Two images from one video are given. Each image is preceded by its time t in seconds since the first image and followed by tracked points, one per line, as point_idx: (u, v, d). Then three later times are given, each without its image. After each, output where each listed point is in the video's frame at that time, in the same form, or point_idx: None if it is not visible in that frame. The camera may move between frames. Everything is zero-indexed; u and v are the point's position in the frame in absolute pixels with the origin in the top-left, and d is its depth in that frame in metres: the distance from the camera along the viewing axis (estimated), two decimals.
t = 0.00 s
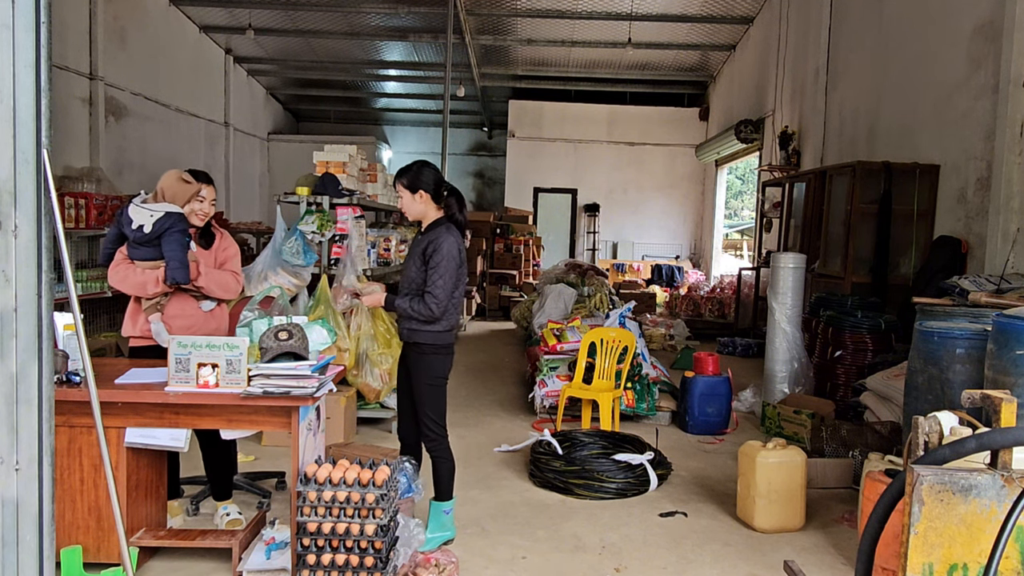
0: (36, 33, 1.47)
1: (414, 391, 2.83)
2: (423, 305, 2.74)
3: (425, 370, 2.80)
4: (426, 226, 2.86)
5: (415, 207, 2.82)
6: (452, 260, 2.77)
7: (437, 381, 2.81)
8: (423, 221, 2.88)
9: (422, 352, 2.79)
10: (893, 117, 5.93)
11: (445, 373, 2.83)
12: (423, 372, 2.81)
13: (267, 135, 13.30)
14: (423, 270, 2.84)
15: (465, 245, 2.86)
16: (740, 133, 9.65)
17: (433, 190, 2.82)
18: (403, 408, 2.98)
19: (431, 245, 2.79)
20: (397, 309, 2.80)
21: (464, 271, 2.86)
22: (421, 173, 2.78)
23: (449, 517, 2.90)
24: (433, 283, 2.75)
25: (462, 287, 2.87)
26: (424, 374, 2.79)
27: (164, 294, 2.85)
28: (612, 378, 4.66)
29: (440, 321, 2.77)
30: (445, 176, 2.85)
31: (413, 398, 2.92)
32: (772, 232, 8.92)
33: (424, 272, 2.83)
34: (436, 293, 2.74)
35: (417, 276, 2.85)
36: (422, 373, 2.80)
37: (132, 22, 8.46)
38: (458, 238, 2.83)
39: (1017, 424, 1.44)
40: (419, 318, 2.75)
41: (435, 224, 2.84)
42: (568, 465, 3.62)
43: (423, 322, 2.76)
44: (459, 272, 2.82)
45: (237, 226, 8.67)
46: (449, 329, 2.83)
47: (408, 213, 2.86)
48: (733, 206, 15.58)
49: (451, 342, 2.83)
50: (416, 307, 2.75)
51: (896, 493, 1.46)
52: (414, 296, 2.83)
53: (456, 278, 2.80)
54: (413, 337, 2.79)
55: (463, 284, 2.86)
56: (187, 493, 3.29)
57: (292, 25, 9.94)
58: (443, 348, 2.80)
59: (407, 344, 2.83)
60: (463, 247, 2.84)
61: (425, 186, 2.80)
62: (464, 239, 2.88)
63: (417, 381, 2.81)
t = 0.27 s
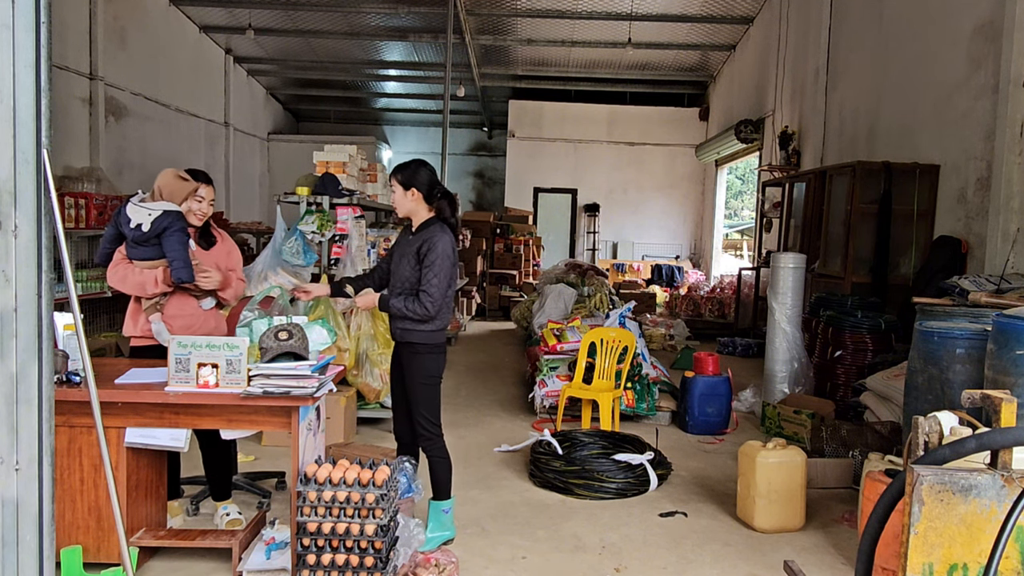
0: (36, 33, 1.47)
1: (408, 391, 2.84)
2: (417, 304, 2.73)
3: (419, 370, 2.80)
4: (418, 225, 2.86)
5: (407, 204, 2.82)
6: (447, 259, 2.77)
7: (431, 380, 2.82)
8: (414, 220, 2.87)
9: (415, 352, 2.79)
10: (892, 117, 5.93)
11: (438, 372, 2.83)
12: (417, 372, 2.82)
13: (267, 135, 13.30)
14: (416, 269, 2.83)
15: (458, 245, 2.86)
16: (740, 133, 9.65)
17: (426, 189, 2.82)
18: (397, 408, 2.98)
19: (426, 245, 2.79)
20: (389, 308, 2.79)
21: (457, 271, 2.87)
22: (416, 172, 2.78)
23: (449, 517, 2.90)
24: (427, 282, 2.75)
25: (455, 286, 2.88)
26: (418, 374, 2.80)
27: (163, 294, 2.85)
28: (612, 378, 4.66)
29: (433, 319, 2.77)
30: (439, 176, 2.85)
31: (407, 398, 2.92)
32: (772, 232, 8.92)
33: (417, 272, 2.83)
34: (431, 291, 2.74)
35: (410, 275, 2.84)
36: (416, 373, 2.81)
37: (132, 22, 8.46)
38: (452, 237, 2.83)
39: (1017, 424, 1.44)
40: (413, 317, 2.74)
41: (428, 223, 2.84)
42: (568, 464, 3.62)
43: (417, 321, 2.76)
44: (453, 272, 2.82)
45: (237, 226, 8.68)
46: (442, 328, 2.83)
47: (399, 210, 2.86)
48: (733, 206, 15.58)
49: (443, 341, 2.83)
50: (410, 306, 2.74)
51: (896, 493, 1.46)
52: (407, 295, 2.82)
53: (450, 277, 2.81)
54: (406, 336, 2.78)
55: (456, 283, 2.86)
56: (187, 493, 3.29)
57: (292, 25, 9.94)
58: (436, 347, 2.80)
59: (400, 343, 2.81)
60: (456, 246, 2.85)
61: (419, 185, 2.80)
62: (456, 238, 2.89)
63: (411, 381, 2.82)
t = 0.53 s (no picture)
0: (36, 33, 1.47)
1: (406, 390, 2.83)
2: (416, 301, 2.73)
3: (417, 369, 2.80)
4: (409, 224, 2.85)
5: (398, 203, 2.81)
6: (445, 256, 2.78)
7: (430, 379, 2.83)
8: (404, 218, 2.86)
9: (412, 351, 2.79)
10: (893, 118, 5.93)
11: (436, 370, 2.84)
12: (415, 371, 2.82)
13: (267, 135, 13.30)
14: (411, 267, 2.83)
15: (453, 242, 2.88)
16: (740, 133, 9.65)
17: (417, 187, 2.82)
18: (393, 408, 2.97)
19: (423, 242, 2.79)
20: (388, 309, 2.76)
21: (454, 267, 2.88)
22: (407, 171, 2.78)
23: (449, 517, 2.90)
24: (426, 279, 2.75)
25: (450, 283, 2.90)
26: (416, 372, 2.80)
27: (170, 294, 2.84)
28: (612, 378, 4.66)
29: (433, 316, 2.78)
30: (428, 174, 2.86)
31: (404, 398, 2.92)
32: (772, 232, 8.92)
33: (412, 269, 2.82)
34: (431, 289, 2.74)
35: (406, 274, 2.83)
36: (414, 372, 2.80)
37: (132, 22, 8.46)
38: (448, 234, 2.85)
39: (1017, 424, 1.44)
40: (413, 315, 2.74)
41: (421, 222, 2.84)
42: (568, 464, 3.62)
43: (416, 319, 2.76)
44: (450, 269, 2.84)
45: (237, 226, 8.67)
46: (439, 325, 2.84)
47: (390, 209, 2.84)
48: (733, 206, 15.58)
49: (439, 339, 2.84)
50: (410, 304, 2.73)
51: (896, 493, 1.46)
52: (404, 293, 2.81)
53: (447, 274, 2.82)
54: (404, 336, 2.78)
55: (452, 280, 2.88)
56: (187, 493, 3.29)
57: (292, 25, 9.94)
58: (433, 344, 2.81)
59: (397, 342, 2.81)
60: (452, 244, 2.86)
61: (410, 183, 2.79)
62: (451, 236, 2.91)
63: (409, 380, 2.81)
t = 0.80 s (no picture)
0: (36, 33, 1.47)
1: (406, 390, 2.83)
2: (415, 300, 2.73)
3: (416, 369, 2.80)
4: (406, 224, 2.85)
5: (395, 203, 2.81)
6: (443, 255, 2.79)
7: (429, 378, 2.83)
8: (401, 218, 2.86)
9: (410, 350, 2.79)
10: (893, 118, 5.93)
11: (435, 369, 2.84)
12: (413, 371, 2.82)
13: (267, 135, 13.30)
14: (409, 266, 2.83)
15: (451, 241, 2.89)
16: (740, 133, 9.65)
17: (414, 187, 2.82)
18: (392, 408, 2.97)
19: (421, 242, 2.79)
20: (387, 309, 2.76)
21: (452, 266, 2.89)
22: (404, 170, 2.78)
23: (449, 516, 2.90)
24: (426, 277, 2.75)
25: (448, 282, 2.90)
26: (415, 372, 2.80)
27: (172, 295, 2.85)
28: (612, 378, 4.66)
29: (432, 314, 2.78)
30: (423, 173, 2.85)
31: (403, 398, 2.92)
32: (772, 232, 8.92)
33: (410, 269, 2.82)
34: (430, 288, 2.74)
35: (404, 274, 2.83)
36: (413, 371, 2.80)
37: (132, 22, 8.46)
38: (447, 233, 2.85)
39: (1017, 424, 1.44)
40: (413, 314, 2.74)
41: (418, 221, 2.84)
42: (568, 464, 3.62)
43: (415, 318, 2.76)
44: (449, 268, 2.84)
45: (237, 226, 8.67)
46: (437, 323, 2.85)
47: (386, 209, 2.84)
48: (733, 206, 15.58)
49: (437, 337, 2.85)
50: (409, 303, 2.73)
51: (896, 493, 1.46)
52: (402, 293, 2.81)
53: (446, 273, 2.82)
54: (403, 335, 2.78)
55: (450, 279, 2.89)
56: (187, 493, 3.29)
57: (292, 24, 9.94)
58: (432, 343, 2.81)
59: (396, 342, 2.81)
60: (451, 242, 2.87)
61: (407, 182, 2.79)
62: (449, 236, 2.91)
63: (408, 380, 2.82)
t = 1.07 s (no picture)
0: (36, 33, 1.47)
1: (406, 390, 2.83)
2: (415, 300, 2.73)
3: (417, 368, 2.80)
4: (406, 224, 2.85)
5: (397, 203, 2.80)
6: (444, 256, 2.79)
7: (430, 378, 2.83)
8: (403, 218, 2.86)
9: (411, 350, 2.79)
10: (893, 118, 5.93)
11: (435, 369, 2.84)
12: (414, 371, 2.81)
13: (267, 135, 13.30)
14: (410, 266, 2.83)
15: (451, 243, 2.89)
16: (740, 133, 9.65)
17: (415, 187, 2.82)
18: (392, 408, 2.97)
19: (422, 242, 2.78)
20: (387, 309, 2.75)
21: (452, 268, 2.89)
22: (405, 170, 2.78)
23: (449, 516, 2.90)
24: (426, 277, 2.75)
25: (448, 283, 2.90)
26: (415, 372, 2.80)
27: (169, 295, 2.85)
28: (612, 378, 4.66)
29: (431, 315, 2.78)
30: (425, 173, 2.85)
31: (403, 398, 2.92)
32: (772, 232, 8.92)
33: (412, 269, 2.82)
34: (430, 288, 2.74)
35: (405, 274, 2.83)
36: (414, 371, 2.80)
37: (132, 22, 8.46)
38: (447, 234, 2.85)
39: (1017, 424, 1.44)
40: (413, 314, 2.74)
41: (419, 221, 2.84)
42: (568, 464, 3.62)
43: (415, 318, 2.76)
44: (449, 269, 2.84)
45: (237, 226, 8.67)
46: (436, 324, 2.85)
47: (389, 209, 2.83)
48: (733, 206, 15.57)
49: (438, 337, 2.85)
50: (410, 303, 2.73)
51: (896, 493, 1.46)
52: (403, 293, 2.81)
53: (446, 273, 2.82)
54: (403, 335, 2.78)
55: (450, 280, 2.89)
56: (186, 493, 3.29)
57: (292, 25, 9.94)
58: (432, 343, 2.81)
59: (396, 342, 2.80)
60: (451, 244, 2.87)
61: (408, 182, 2.79)
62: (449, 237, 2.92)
63: (409, 379, 2.82)
